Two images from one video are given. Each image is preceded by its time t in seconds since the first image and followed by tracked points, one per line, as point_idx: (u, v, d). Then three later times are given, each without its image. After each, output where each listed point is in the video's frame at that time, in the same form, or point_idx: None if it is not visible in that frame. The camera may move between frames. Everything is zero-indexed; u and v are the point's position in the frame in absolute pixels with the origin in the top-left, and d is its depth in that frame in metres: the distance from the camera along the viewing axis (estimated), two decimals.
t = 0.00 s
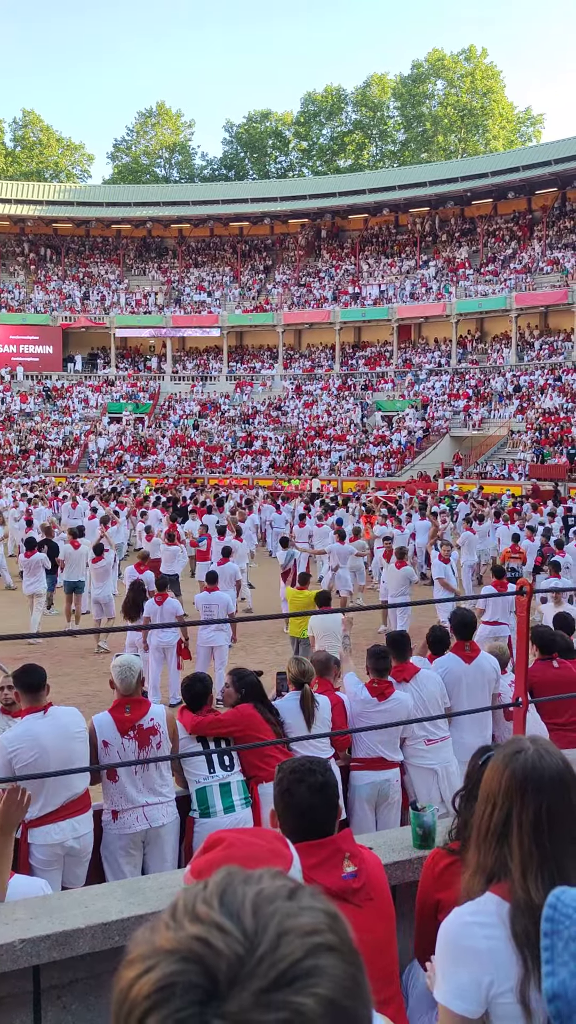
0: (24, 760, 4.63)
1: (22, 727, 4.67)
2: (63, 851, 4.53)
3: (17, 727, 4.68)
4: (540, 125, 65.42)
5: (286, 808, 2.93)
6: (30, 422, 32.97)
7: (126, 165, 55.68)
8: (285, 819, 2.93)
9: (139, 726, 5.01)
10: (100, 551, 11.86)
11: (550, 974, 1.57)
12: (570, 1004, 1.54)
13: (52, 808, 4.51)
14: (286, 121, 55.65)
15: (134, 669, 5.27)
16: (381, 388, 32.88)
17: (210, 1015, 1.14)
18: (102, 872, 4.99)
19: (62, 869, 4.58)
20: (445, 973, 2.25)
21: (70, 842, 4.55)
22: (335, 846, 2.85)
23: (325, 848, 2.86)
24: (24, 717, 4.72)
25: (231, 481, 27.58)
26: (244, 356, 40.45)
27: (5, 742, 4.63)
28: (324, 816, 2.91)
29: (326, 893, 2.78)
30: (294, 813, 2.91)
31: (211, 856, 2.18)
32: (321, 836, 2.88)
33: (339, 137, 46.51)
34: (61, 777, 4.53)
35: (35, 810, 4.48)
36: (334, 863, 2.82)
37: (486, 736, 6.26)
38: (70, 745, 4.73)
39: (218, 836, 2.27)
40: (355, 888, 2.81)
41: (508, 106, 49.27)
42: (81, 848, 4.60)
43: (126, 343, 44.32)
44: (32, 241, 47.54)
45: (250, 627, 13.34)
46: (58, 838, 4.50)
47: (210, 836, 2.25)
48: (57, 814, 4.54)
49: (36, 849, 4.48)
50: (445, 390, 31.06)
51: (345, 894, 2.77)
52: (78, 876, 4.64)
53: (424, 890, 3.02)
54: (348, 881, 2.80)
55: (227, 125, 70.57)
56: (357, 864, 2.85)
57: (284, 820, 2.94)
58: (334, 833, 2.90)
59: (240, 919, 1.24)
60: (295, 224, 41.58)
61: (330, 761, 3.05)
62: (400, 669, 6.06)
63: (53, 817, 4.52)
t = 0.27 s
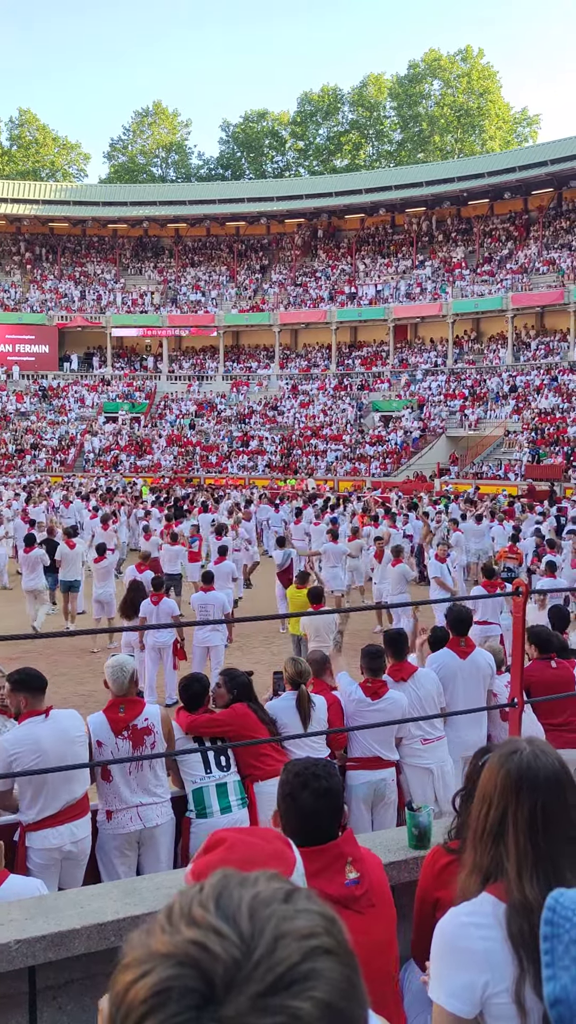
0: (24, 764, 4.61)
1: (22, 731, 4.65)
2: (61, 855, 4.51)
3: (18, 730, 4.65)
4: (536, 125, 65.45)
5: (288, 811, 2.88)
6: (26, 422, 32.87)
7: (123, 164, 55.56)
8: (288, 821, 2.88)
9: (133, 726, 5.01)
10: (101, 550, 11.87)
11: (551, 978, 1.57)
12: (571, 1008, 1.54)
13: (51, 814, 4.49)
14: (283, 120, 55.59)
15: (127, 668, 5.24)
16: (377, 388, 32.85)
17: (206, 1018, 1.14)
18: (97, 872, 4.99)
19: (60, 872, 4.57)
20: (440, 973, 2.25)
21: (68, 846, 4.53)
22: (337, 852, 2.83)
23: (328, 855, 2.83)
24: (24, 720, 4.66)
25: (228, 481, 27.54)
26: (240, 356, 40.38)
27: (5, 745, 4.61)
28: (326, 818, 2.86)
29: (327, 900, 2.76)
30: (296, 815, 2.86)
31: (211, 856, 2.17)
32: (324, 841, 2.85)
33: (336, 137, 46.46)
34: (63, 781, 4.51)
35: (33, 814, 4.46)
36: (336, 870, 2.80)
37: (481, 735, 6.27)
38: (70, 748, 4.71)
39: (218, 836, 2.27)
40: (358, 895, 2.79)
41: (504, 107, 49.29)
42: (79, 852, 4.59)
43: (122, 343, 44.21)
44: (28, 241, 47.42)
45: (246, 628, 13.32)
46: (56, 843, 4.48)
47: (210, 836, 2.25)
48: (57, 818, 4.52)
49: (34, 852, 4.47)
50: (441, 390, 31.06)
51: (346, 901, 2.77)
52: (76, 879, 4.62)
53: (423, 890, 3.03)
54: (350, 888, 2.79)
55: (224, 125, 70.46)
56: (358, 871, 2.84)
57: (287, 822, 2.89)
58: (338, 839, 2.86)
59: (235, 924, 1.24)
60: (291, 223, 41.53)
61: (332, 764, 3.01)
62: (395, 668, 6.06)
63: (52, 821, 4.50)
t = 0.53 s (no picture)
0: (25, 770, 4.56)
1: (24, 738, 4.59)
2: (60, 862, 4.47)
3: (20, 737, 4.59)
4: (533, 126, 65.57)
5: (297, 812, 2.77)
6: (22, 422, 32.83)
7: (119, 164, 55.55)
8: (297, 823, 2.76)
9: (128, 727, 5.01)
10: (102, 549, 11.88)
11: (548, 977, 1.56)
12: (567, 1006, 1.53)
13: (52, 821, 4.44)
14: (279, 121, 55.64)
15: (121, 668, 5.23)
16: (374, 388, 32.86)
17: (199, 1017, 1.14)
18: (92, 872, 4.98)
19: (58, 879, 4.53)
20: (435, 969, 2.25)
21: (68, 853, 4.49)
22: (351, 869, 2.69)
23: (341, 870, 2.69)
24: (25, 726, 4.60)
25: (224, 481, 27.55)
26: (237, 357, 40.40)
27: (6, 752, 4.53)
28: (338, 824, 2.74)
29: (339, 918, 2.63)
30: (308, 820, 2.73)
31: (202, 855, 2.16)
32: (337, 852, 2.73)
33: (333, 138, 46.51)
34: (64, 789, 4.46)
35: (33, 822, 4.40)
36: (349, 888, 2.68)
37: (477, 735, 6.27)
38: (72, 755, 4.66)
39: (210, 833, 2.27)
40: (373, 916, 2.67)
41: (501, 108, 49.40)
42: (78, 858, 4.55)
43: (118, 343, 44.21)
44: (25, 241, 47.38)
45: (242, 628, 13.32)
46: (56, 851, 4.44)
47: (201, 832, 2.26)
48: (57, 825, 4.47)
49: (33, 860, 4.42)
50: (438, 390, 31.11)
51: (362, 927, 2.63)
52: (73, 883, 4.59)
53: (420, 888, 3.01)
54: (363, 909, 2.66)
55: (221, 126, 70.53)
56: (373, 889, 2.72)
57: (298, 825, 2.77)
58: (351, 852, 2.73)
59: (228, 923, 1.24)
60: (288, 224, 41.58)
61: (340, 765, 2.93)
62: (392, 668, 6.05)
63: (53, 829, 4.45)
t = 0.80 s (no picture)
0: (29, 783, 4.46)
1: (28, 751, 4.50)
2: (64, 877, 4.37)
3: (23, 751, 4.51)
4: (531, 127, 65.62)
5: (311, 826, 2.72)
6: (21, 423, 32.82)
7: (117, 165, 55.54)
8: (309, 837, 2.72)
9: (125, 728, 5.03)
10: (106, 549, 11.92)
11: (547, 977, 1.58)
12: (567, 1007, 1.54)
13: (56, 836, 4.35)
14: (278, 121, 55.63)
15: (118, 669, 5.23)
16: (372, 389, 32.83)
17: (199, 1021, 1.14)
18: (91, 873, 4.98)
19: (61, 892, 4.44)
20: (436, 969, 2.24)
21: (73, 867, 4.41)
22: (364, 890, 2.69)
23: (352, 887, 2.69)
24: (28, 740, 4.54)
25: (222, 482, 27.55)
26: (235, 358, 40.40)
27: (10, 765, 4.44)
28: (352, 835, 2.69)
29: (348, 939, 2.66)
30: (322, 832, 2.68)
31: (198, 855, 2.18)
32: (350, 867, 2.70)
33: (331, 139, 46.51)
34: (67, 803, 4.36)
35: (36, 837, 4.31)
36: (360, 906, 2.69)
37: (474, 735, 6.28)
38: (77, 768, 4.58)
39: (204, 830, 2.28)
40: (382, 937, 2.70)
41: (498, 109, 49.43)
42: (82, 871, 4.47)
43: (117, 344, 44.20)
44: (23, 242, 47.36)
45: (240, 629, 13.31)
46: (60, 865, 4.34)
47: (196, 831, 2.26)
48: (62, 840, 4.38)
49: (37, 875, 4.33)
50: (436, 391, 31.13)
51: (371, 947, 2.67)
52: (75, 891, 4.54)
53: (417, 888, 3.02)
54: (374, 930, 2.67)
55: (219, 127, 70.53)
56: (385, 910, 2.72)
57: (309, 836, 2.72)
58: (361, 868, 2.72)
59: (226, 924, 1.24)
60: (286, 225, 41.60)
61: (353, 773, 2.88)
62: (390, 669, 6.06)
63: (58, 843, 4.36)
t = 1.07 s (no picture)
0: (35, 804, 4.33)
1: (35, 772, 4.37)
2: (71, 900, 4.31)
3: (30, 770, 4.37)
4: (531, 129, 65.68)
5: (312, 828, 2.75)
6: (21, 425, 32.83)
7: (117, 168, 55.56)
8: (312, 842, 2.74)
9: (123, 732, 5.01)
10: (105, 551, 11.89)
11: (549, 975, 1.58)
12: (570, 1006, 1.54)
13: (63, 863, 4.26)
14: (277, 124, 55.70)
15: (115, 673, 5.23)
16: (372, 392, 32.74)
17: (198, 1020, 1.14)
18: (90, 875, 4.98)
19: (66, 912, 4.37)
20: (439, 971, 2.24)
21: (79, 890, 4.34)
22: (368, 899, 2.66)
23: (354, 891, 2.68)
24: (34, 763, 4.47)
25: (222, 484, 27.56)
26: (235, 361, 40.39)
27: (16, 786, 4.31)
28: (356, 842, 2.71)
29: (350, 946, 2.63)
30: (322, 837, 2.70)
31: (197, 854, 2.17)
32: (352, 873, 2.70)
33: (330, 141, 46.52)
34: (73, 831, 4.24)
35: (42, 863, 4.24)
36: (364, 914, 2.65)
37: (473, 736, 6.28)
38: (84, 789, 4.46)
39: (206, 829, 2.27)
40: (386, 948, 2.64)
41: (498, 110, 49.46)
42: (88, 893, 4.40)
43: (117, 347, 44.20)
44: (22, 245, 47.37)
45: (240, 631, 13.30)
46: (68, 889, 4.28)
47: (198, 829, 2.26)
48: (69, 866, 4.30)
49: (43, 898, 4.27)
50: (435, 393, 31.14)
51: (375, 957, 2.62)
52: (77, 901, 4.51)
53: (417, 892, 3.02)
54: (378, 939, 2.63)
55: (219, 130, 70.64)
56: (389, 919, 2.68)
57: (311, 840, 2.75)
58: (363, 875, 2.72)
59: (225, 925, 1.24)
60: (285, 228, 41.63)
61: (361, 780, 2.88)
62: (389, 671, 6.06)
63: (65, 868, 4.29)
